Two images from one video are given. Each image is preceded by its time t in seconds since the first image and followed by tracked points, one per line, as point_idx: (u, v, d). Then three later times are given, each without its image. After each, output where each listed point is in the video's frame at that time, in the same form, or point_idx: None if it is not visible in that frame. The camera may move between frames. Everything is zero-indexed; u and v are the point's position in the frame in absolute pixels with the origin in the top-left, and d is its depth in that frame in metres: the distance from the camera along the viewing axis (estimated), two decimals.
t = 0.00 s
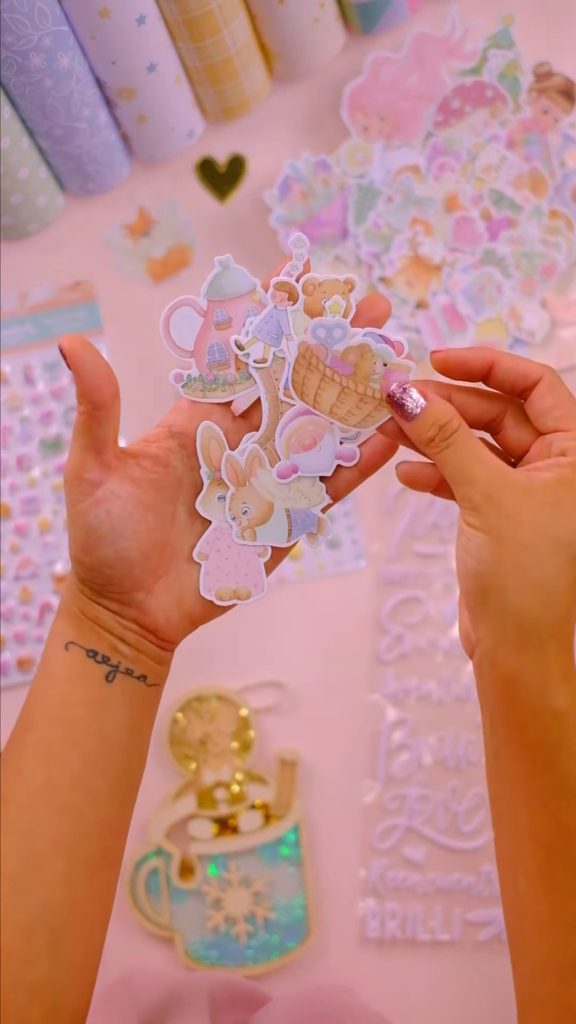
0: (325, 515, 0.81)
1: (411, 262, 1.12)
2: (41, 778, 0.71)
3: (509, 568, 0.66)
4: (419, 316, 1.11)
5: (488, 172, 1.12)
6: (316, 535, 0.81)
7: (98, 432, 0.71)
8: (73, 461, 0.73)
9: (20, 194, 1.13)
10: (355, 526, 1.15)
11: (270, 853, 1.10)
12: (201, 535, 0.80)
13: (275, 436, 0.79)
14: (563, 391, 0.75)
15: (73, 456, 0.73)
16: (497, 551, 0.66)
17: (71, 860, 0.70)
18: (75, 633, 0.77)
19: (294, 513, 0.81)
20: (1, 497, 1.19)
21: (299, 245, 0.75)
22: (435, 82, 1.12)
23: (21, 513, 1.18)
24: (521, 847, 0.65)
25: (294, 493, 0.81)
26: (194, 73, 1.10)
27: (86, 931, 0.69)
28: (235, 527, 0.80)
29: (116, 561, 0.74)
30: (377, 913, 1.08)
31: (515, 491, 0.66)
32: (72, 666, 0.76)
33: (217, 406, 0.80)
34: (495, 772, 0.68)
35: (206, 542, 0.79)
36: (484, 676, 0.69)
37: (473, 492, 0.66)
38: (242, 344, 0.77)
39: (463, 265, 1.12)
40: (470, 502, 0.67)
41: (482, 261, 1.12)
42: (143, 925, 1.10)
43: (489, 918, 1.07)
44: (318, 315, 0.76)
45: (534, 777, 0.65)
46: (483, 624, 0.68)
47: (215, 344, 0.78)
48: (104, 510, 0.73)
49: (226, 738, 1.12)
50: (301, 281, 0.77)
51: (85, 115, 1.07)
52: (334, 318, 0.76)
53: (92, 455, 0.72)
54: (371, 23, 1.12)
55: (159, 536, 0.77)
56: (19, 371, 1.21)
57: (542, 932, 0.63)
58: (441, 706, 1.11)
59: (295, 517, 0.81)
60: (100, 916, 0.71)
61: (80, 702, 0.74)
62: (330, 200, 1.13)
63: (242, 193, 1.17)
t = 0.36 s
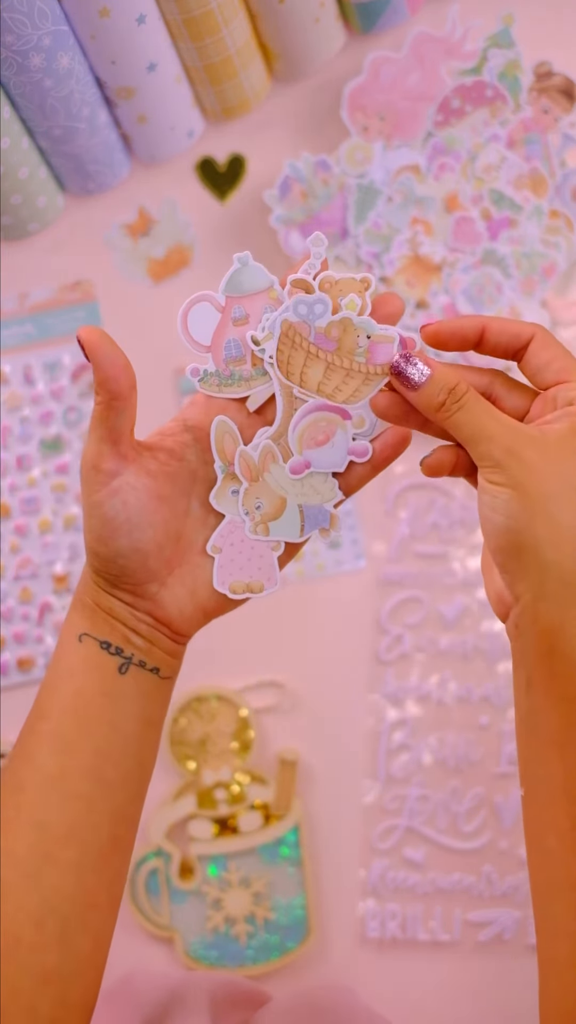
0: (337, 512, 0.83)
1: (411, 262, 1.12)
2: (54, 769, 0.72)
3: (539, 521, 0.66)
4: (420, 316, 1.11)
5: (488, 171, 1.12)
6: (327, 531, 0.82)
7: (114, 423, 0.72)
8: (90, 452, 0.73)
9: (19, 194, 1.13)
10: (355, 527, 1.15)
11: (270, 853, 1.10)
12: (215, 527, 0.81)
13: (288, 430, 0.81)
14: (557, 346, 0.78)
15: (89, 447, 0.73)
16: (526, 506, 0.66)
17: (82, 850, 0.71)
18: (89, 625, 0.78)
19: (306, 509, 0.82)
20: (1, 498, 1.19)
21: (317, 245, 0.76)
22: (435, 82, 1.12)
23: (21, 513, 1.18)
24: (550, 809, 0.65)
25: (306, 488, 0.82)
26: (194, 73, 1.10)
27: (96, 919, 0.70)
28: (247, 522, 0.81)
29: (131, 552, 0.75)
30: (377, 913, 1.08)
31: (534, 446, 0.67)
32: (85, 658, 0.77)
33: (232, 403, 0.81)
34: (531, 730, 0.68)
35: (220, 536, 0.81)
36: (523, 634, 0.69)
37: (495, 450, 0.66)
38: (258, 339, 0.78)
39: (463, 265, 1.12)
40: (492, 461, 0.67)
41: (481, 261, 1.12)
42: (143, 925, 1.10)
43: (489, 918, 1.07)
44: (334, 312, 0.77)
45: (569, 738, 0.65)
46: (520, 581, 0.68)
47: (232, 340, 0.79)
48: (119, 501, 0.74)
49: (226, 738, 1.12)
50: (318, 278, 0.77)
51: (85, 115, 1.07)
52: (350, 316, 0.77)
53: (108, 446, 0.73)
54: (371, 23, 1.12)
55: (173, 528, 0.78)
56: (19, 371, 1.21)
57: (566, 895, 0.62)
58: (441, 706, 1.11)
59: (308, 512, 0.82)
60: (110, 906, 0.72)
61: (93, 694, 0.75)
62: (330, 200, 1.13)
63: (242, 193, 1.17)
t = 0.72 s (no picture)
0: (342, 493, 0.83)
1: (411, 262, 1.12)
2: (54, 756, 0.73)
3: (544, 508, 0.65)
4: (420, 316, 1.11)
5: (488, 171, 1.12)
6: (332, 512, 0.83)
7: (117, 404, 0.72)
8: (92, 435, 0.74)
9: (19, 194, 1.13)
10: (355, 527, 1.15)
11: (270, 853, 1.10)
12: (219, 510, 0.82)
13: (291, 414, 0.82)
14: (558, 338, 0.78)
15: (91, 429, 0.74)
16: (530, 492, 0.66)
17: (83, 837, 0.71)
18: (92, 609, 0.79)
19: (311, 491, 0.83)
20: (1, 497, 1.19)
21: (321, 223, 0.76)
22: (435, 82, 1.12)
23: (21, 513, 1.18)
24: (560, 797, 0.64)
25: (311, 470, 0.83)
26: (194, 73, 1.10)
27: (96, 908, 0.70)
28: (251, 504, 0.82)
29: (133, 535, 0.76)
30: (377, 913, 1.08)
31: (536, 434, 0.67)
32: (87, 643, 0.77)
33: (234, 384, 0.82)
34: (539, 719, 0.68)
35: (224, 519, 0.81)
36: (529, 623, 0.69)
37: (498, 439, 0.67)
38: (261, 319, 0.78)
39: (463, 265, 1.12)
40: (495, 450, 0.67)
41: (481, 262, 1.12)
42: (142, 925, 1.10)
43: (489, 918, 1.07)
44: (337, 292, 0.78)
45: None
46: (526, 569, 0.68)
47: (234, 320, 0.79)
48: (121, 483, 0.75)
49: (226, 738, 1.12)
50: (321, 258, 0.78)
51: (84, 115, 1.07)
52: (353, 296, 0.78)
53: (110, 428, 0.73)
54: (371, 23, 1.12)
55: (176, 512, 0.79)
56: (18, 371, 1.21)
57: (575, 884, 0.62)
58: (441, 706, 1.11)
59: (312, 495, 0.83)
60: (110, 895, 0.72)
61: (96, 679, 0.76)
62: (330, 200, 1.13)
63: (242, 193, 1.17)
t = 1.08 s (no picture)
0: (339, 495, 0.83)
1: (412, 262, 1.11)
2: (52, 758, 0.72)
3: (534, 511, 0.65)
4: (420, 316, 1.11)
5: (488, 171, 1.12)
6: (329, 514, 0.83)
7: (114, 408, 0.72)
8: (88, 439, 0.74)
9: (19, 194, 1.13)
10: (355, 527, 1.15)
11: (270, 853, 1.10)
12: (216, 512, 0.83)
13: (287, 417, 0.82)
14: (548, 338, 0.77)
15: (88, 433, 0.74)
16: (522, 495, 0.66)
17: (81, 838, 0.71)
18: (89, 612, 0.78)
19: (308, 494, 0.83)
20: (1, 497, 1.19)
21: (318, 224, 0.76)
22: (435, 82, 1.12)
23: (21, 513, 1.18)
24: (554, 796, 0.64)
25: (308, 472, 0.83)
26: (194, 73, 1.10)
27: (94, 909, 0.70)
28: (248, 507, 0.83)
29: (129, 539, 0.76)
30: (377, 914, 1.08)
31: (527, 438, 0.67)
32: (85, 644, 0.77)
33: (232, 386, 0.83)
34: (534, 721, 0.68)
35: (220, 522, 0.82)
36: (523, 624, 0.69)
37: (486, 443, 0.67)
38: (257, 321, 0.78)
39: (463, 265, 1.11)
40: (485, 454, 0.67)
41: (482, 261, 1.12)
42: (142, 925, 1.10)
43: (489, 918, 1.07)
44: (334, 294, 0.78)
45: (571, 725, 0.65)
46: (518, 572, 0.68)
47: (231, 323, 0.79)
48: (118, 486, 0.75)
49: (226, 738, 1.12)
50: (317, 260, 0.78)
51: (84, 115, 1.07)
52: (349, 299, 0.78)
53: (107, 432, 0.73)
54: (371, 23, 1.12)
55: (174, 514, 0.79)
56: (19, 371, 1.21)
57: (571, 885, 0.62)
58: (441, 706, 1.11)
59: (309, 497, 0.83)
60: (108, 895, 0.72)
61: (94, 681, 0.76)
62: (330, 200, 1.13)
63: (242, 193, 1.17)
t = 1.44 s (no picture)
0: (343, 498, 0.84)
1: (411, 262, 1.11)
2: (55, 757, 0.72)
3: (448, 565, 0.64)
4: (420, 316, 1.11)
5: (488, 172, 1.11)
6: (333, 517, 0.84)
7: (117, 408, 0.73)
8: (92, 440, 0.75)
9: (19, 194, 1.13)
10: (355, 527, 1.15)
11: (271, 853, 1.11)
12: (218, 515, 0.82)
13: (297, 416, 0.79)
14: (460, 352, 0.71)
15: (91, 433, 0.75)
16: (440, 548, 0.64)
17: (83, 838, 0.71)
18: (92, 612, 0.79)
19: (312, 496, 0.83)
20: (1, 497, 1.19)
21: (327, 227, 0.76)
22: (435, 83, 1.12)
23: (20, 513, 1.18)
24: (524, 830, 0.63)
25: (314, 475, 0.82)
26: (194, 73, 1.10)
27: (96, 909, 0.70)
28: (252, 507, 0.83)
29: (132, 539, 0.76)
30: (377, 914, 1.08)
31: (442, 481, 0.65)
32: (88, 644, 0.78)
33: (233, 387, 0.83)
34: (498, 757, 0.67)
35: (224, 523, 0.82)
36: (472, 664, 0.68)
37: (398, 497, 0.66)
38: (265, 324, 0.78)
39: (464, 265, 1.11)
40: (399, 510, 0.66)
41: (482, 261, 1.12)
42: (142, 926, 1.10)
43: (489, 918, 1.07)
44: (342, 296, 0.78)
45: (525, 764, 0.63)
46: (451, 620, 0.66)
47: (239, 323, 0.78)
48: (122, 486, 0.75)
49: (226, 739, 1.12)
50: (325, 263, 0.78)
51: (84, 115, 1.07)
52: (357, 301, 0.78)
53: (111, 432, 0.74)
54: (371, 23, 1.12)
55: (177, 516, 0.80)
56: (18, 371, 1.21)
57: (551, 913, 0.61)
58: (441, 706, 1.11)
59: (313, 499, 0.83)
60: (110, 895, 0.72)
61: (97, 680, 0.76)
62: (330, 200, 1.13)
63: (242, 193, 1.17)
